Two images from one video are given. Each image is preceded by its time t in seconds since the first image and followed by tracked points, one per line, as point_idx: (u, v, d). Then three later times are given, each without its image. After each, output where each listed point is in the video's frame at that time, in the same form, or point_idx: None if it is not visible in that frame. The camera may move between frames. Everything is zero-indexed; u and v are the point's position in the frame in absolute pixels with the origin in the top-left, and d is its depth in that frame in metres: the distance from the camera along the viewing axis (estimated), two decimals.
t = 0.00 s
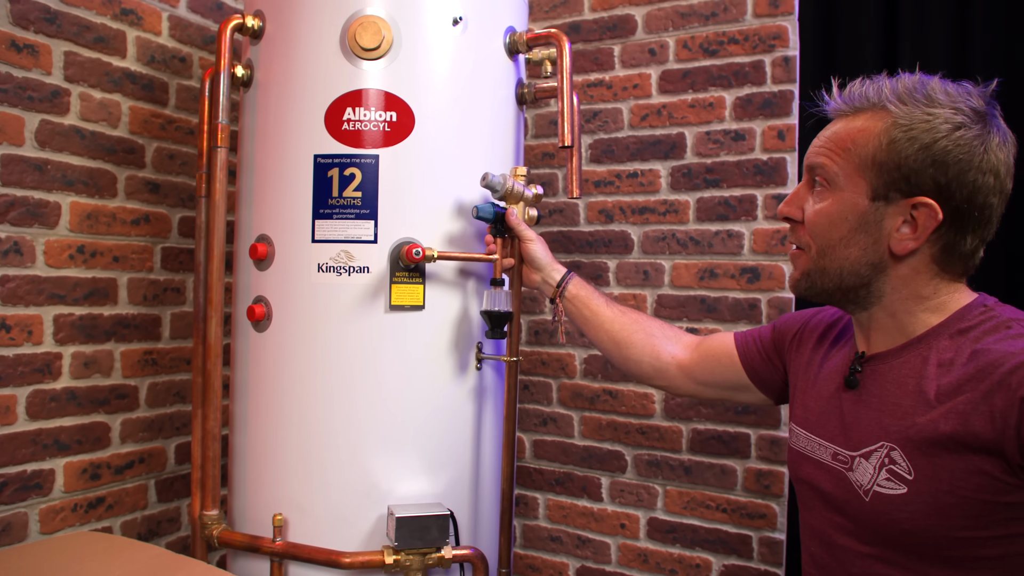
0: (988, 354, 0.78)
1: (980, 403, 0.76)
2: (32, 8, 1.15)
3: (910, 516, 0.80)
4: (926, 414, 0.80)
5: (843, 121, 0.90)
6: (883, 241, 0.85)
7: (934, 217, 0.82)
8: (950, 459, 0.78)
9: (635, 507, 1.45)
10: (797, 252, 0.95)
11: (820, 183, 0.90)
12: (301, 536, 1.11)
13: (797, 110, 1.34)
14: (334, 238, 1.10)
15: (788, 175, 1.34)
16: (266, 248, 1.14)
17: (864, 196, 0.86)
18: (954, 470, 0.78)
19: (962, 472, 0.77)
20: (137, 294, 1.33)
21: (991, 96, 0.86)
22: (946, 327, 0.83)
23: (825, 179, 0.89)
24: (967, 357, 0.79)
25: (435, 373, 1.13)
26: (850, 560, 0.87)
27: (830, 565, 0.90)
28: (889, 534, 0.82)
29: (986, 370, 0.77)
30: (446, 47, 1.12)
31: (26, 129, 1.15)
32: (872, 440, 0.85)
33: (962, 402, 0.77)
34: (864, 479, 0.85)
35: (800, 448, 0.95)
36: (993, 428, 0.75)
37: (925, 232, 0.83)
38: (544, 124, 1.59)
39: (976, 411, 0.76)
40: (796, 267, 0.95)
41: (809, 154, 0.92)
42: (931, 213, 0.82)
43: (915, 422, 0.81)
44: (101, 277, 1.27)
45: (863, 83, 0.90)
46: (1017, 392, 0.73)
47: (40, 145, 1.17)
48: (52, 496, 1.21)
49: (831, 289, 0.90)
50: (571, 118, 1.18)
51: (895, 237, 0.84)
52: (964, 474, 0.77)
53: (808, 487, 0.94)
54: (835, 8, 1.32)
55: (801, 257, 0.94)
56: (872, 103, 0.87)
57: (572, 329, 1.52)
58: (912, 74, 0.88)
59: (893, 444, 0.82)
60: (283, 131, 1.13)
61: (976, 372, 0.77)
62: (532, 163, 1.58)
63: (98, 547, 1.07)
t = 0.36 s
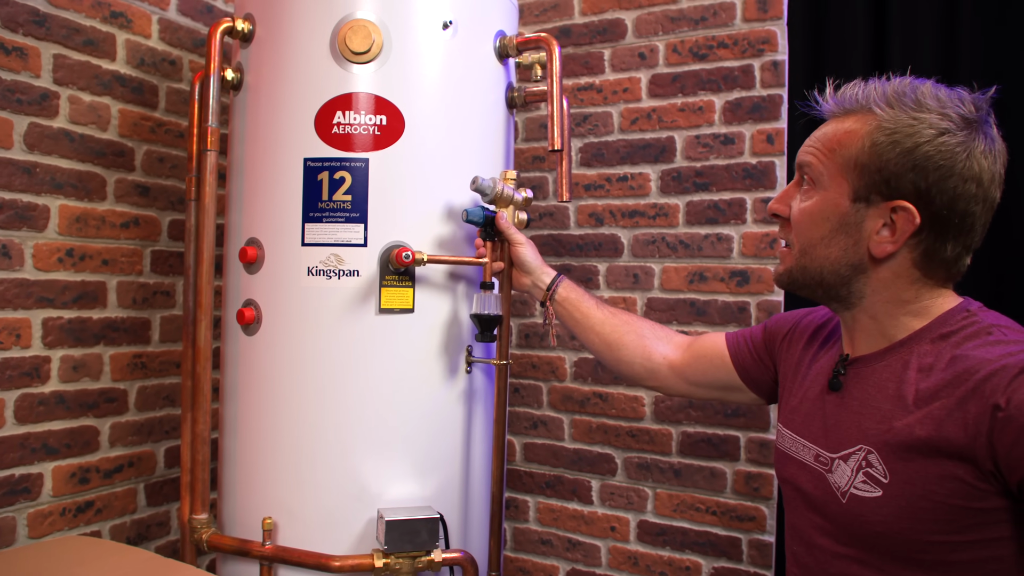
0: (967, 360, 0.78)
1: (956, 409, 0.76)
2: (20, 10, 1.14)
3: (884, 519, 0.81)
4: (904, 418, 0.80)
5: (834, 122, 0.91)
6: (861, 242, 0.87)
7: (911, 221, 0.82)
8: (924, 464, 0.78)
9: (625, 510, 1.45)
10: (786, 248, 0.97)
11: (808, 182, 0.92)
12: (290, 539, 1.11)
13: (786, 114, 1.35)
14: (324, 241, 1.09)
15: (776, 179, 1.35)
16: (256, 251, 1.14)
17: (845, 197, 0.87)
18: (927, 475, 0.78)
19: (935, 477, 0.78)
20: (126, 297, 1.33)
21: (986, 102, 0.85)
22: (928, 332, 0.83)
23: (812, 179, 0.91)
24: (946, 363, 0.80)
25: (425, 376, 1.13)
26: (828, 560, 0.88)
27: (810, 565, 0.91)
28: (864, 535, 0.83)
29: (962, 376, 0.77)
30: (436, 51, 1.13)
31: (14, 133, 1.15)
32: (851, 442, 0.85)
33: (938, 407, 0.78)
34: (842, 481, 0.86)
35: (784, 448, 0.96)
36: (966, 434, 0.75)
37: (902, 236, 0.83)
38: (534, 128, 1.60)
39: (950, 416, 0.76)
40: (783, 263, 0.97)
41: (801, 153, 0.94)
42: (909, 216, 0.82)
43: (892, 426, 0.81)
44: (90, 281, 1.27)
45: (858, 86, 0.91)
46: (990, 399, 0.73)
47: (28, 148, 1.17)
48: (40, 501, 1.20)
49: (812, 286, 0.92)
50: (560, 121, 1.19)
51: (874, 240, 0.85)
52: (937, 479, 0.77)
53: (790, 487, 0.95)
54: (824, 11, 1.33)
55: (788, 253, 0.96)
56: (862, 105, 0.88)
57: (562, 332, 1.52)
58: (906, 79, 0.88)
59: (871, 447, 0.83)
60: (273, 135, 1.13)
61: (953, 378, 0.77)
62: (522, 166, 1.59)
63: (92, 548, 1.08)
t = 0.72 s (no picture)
0: (947, 366, 0.78)
1: (934, 415, 0.76)
2: (8, 13, 1.14)
3: (862, 523, 0.81)
4: (884, 423, 0.81)
5: (823, 125, 0.91)
6: (845, 246, 0.87)
7: (893, 227, 0.83)
8: (902, 469, 0.79)
9: (615, 513, 1.45)
10: (771, 249, 0.97)
11: (794, 184, 0.92)
12: (279, 544, 1.11)
13: (774, 119, 1.36)
14: (313, 245, 1.09)
15: (765, 183, 1.35)
16: (245, 255, 1.13)
17: (830, 201, 0.87)
18: (905, 480, 0.78)
19: (912, 482, 0.78)
20: (114, 302, 1.32)
21: (975, 109, 0.85)
22: (912, 337, 0.84)
23: (797, 181, 0.91)
24: (927, 368, 0.80)
25: (415, 380, 1.13)
26: (809, 563, 0.88)
27: (792, 567, 0.91)
28: (843, 539, 0.84)
29: (942, 382, 0.77)
30: (425, 55, 1.13)
31: (2, 136, 1.15)
32: (832, 446, 0.86)
33: (917, 413, 0.78)
34: (822, 484, 0.86)
35: (770, 450, 0.97)
36: (944, 440, 0.75)
37: (884, 242, 0.84)
38: (523, 131, 1.60)
39: (928, 422, 0.77)
40: (767, 264, 0.97)
41: (788, 157, 0.94)
42: (892, 223, 0.83)
43: (873, 431, 0.82)
44: (78, 285, 1.26)
45: (848, 89, 0.91)
46: (968, 405, 0.74)
47: (16, 152, 1.16)
48: (27, 506, 1.20)
49: (795, 288, 0.92)
50: (550, 126, 1.19)
51: (857, 244, 0.86)
52: (914, 484, 0.78)
53: (774, 489, 0.95)
54: (813, 14, 1.35)
55: (773, 254, 0.96)
56: (851, 109, 0.88)
57: (552, 336, 1.52)
58: (898, 82, 0.88)
59: (851, 452, 0.83)
60: (262, 139, 1.13)
61: (933, 384, 0.78)
62: (512, 170, 1.59)
63: (81, 551, 1.07)
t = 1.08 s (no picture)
0: (927, 369, 0.78)
1: (915, 418, 0.76)
2: None
3: (844, 527, 0.81)
4: (865, 427, 0.81)
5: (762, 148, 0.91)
6: (810, 264, 0.87)
7: (854, 239, 0.83)
8: (883, 473, 0.79)
9: (608, 515, 1.45)
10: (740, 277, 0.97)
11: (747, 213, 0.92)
12: (270, 547, 1.11)
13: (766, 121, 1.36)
14: (303, 247, 1.09)
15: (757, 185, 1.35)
16: (235, 257, 1.13)
17: (787, 222, 0.87)
18: (886, 483, 0.78)
19: (894, 485, 0.78)
20: (106, 304, 1.32)
21: (905, 105, 0.85)
22: (893, 341, 0.83)
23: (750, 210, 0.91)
24: (908, 371, 0.80)
25: (405, 382, 1.13)
26: (793, 566, 0.88)
27: (776, 570, 0.91)
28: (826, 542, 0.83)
29: (922, 385, 0.77)
30: (417, 57, 1.12)
31: None
32: (815, 449, 0.86)
33: (898, 416, 0.78)
34: (805, 488, 0.86)
35: (756, 453, 0.96)
36: (924, 443, 0.75)
37: (848, 253, 0.84)
38: (516, 133, 1.60)
39: (909, 425, 0.77)
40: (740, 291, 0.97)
41: (737, 185, 0.94)
42: (852, 234, 0.83)
43: (854, 434, 0.82)
44: (69, 287, 1.26)
45: (778, 106, 0.91)
46: (947, 408, 0.74)
47: (5, 153, 1.16)
48: (17, 510, 1.19)
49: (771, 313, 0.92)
50: (542, 128, 1.19)
51: (822, 260, 0.85)
52: (895, 487, 0.78)
53: (759, 492, 0.95)
54: (805, 14, 1.33)
55: (743, 283, 0.95)
56: (786, 127, 0.88)
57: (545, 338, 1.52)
58: (824, 91, 0.89)
59: (833, 455, 0.83)
60: (253, 141, 1.12)
61: (913, 387, 0.78)
62: (505, 172, 1.59)
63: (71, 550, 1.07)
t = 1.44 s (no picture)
0: (910, 369, 0.77)
1: (894, 419, 0.75)
2: None
3: (820, 525, 0.80)
4: (847, 426, 0.80)
5: (770, 132, 0.90)
6: (806, 253, 0.86)
7: (849, 232, 0.82)
8: (861, 473, 0.77)
9: (602, 516, 1.45)
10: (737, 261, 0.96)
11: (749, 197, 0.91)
12: (264, 549, 1.10)
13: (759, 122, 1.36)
14: (297, 248, 1.09)
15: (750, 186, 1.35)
16: (228, 258, 1.12)
17: (785, 210, 0.86)
18: (863, 483, 0.77)
19: (871, 486, 0.76)
20: (98, 305, 1.32)
21: (917, 101, 0.83)
22: (877, 340, 0.82)
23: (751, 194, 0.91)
24: (891, 371, 0.79)
25: (399, 382, 1.13)
26: (770, 562, 0.87)
27: (753, 566, 0.90)
28: (802, 540, 0.82)
29: (904, 385, 0.76)
30: (410, 57, 1.12)
31: None
32: (797, 447, 0.85)
33: (878, 416, 0.77)
34: (785, 485, 0.85)
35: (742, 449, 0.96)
36: (902, 443, 0.74)
37: (843, 245, 0.83)
38: (510, 134, 1.59)
39: (888, 426, 0.75)
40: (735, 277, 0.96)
41: (742, 168, 0.94)
42: (848, 227, 0.81)
43: (835, 433, 0.81)
44: (61, 288, 1.25)
45: (791, 93, 0.90)
46: (927, 410, 0.72)
47: None
48: (9, 512, 1.19)
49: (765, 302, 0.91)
50: (535, 129, 1.19)
51: (816, 251, 0.84)
52: (872, 487, 0.76)
53: (743, 487, 0.95)
54: (799, 12, 1.36)
55: (739, 268, 0.94)
56: (795, 114, 0.87)
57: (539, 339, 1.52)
58: (839, 80, 0.87)
59: (813, 453, 0.82)
60: (245, 142, 1.12)
61: (895, 388, 0.77)
62: (498, 172, 1.59)
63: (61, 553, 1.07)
